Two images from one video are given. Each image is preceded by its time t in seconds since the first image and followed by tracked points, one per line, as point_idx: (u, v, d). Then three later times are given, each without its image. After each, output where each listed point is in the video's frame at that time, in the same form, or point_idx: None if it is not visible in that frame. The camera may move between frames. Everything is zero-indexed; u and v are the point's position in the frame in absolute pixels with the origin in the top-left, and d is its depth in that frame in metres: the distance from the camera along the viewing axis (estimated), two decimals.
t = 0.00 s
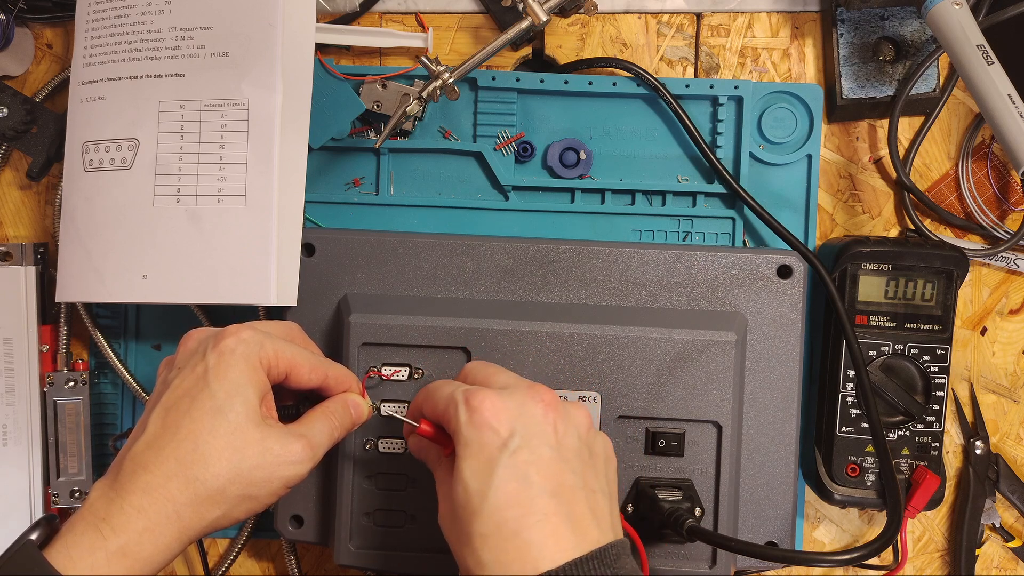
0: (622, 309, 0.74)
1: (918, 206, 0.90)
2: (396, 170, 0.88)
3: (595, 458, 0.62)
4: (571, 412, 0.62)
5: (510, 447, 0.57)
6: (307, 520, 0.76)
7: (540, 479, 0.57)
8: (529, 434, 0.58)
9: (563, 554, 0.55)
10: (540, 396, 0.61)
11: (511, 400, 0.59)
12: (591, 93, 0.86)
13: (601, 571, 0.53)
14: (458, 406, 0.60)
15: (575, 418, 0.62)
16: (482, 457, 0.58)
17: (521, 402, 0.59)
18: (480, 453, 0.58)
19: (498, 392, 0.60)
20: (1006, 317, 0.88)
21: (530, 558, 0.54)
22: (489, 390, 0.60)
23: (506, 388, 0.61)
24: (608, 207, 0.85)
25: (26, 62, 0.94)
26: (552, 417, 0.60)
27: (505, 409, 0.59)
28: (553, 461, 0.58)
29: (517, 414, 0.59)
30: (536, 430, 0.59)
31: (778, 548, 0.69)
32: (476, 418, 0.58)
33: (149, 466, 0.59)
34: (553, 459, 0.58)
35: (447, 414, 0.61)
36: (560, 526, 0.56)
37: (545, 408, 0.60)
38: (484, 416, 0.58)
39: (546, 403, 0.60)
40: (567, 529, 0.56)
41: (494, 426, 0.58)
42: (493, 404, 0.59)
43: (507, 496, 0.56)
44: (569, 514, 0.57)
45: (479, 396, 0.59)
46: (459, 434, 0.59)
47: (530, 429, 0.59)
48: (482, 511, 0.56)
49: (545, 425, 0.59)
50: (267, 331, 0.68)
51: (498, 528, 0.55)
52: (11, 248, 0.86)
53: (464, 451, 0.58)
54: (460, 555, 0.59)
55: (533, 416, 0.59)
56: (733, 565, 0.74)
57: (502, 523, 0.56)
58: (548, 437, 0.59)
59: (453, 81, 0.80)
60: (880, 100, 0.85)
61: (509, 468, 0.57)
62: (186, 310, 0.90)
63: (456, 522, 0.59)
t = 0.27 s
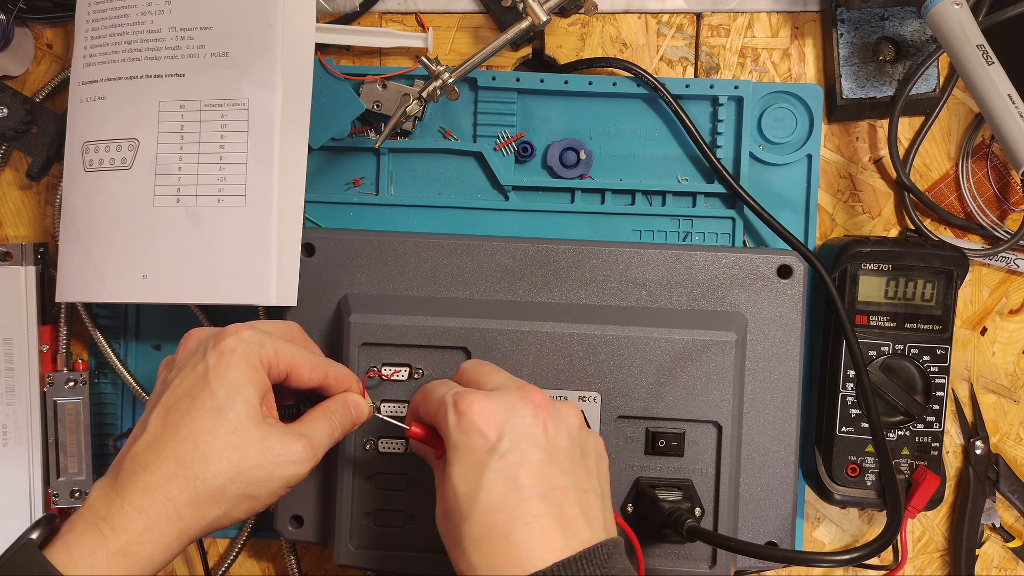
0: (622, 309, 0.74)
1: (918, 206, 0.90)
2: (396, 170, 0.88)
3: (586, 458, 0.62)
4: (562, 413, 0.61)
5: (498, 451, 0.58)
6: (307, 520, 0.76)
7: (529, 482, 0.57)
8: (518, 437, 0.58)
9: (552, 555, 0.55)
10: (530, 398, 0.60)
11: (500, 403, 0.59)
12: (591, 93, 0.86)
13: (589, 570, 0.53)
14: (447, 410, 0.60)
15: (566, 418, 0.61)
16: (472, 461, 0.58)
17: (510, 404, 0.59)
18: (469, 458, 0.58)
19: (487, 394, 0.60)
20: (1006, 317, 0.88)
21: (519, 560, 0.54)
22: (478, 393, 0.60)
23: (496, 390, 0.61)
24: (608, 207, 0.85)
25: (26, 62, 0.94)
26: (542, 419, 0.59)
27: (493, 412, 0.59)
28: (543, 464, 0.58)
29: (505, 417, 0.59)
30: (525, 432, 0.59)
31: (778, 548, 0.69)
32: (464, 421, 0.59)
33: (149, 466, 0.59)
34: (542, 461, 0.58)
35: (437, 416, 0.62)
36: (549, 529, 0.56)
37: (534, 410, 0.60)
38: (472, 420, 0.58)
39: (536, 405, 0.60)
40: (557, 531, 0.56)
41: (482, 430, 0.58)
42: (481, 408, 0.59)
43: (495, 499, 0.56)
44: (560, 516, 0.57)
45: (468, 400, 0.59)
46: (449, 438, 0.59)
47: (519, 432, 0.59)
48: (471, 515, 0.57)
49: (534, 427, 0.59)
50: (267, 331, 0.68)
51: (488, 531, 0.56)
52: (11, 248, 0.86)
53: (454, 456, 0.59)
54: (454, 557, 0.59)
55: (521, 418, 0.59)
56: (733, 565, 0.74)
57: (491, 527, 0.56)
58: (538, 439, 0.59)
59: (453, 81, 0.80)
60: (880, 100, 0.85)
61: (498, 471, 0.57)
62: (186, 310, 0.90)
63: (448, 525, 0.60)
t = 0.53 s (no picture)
0: (622, 309, 0.74)
1: (918, 206, 0.90)
2: (396, 170, 0.88)
3: (554, 455, 0.61)
4: (523, 411, 0.60)
5: (453, 458, 0.58)
6: (307, 520, 0.76)
7: (487, 486, 0.56)
8: (472, 443, 0.58)
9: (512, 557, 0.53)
10: (486, 401, 0.60)
11: (453, 410, 0.59)
12: (590, 93, 0.86)
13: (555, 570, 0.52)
14: (408, 420, 0.61)
15: (527, 416, 0.60)
16: (431, 470, 0.58)
17: (464, 410, 0.59)
18: (428, 468, 0.59)
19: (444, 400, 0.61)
20: (1006, 318, 0.88)
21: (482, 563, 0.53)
22: (434, 400, 0.60)
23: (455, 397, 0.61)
24: (608, 207, 0.85)
25: (26, 62, 0.94)
26: (498, 421, 0.59)
27: (446, 419, 0.59)
28: (501, 466, 0.57)
29: (459, 423, 0.59)
30: (479, 437, 0.58)
31: (778, 548, 0.69)
32: (420, 431, 0.59)
33: (149, 465, 0.59)
34: (500, 464, 0.57)
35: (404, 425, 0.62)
36: (509, 531, 0.54)
37: (489, 414, 0.59)
38: (426, 429, 0.59)
39: (491, 409, 0.60)
40: (518, 532, 0.54)
41: (437, 438, 0.59)
42: (436, 415, 0.59)
43: (453, 506, 0.56)
44: (519, 517, 0.55)
45: (421, 408, 0.60)
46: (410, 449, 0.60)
47: (475, 438, 0.58)
48: (435, 523, 0.57)
49: (490, 432, 0.58)
50: (267, 331, 0.68)
51: (450, 538, 0.56)
52: (11, 248, 0.86)
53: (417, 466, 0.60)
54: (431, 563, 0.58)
55: (476, 424, 0.59)
56: (733, 565, 0.74)
57: (452, 534, 0.56)
58: (495, 444, 0.58)
59: (453, 81, 0.80)
60: (880, 100, 0.85)
61: (455, 479, 0.57)
62: (186, 310, 0.90)
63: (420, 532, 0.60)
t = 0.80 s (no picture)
0: (622, 309, 0.74)
1: (918, 206, 0.90)
2: (396, 170, 0.88)
3: (572, 456, 0.61)
4: (548, 413, 0.60)
5: (481, 458, 0.56)
6: (307, 520, 0.76)
7: (513, 488, 0.56)
8: (501, 443, 0.57)
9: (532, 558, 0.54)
10: (516, 401, 0.59)
11: (484, 407, 0.58)
12: (590, 93, 0.86)
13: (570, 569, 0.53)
14: (434, 413, 0.59)
15: (551, 418, 0.60)
16: (454, 469, 0.57)
17: (495, 408, 0.58)
18: (452, 465, 0.57)
19: (473, 396, 0.59)
20: (1006, 317, 0.88)
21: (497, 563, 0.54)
22: (463, 396, 0.59)
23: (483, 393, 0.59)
24: (608, 207, 0.85)
25: (26, 62, 0.94)
26: (527, 422, 0.58)
27: (477, 417, 0.57)
28: (528, 468, 0.57)
29: (490, 422, 0.57)
30: (509, 437, 0.57)
31: (778, 548, 0.69)
32: (448, 427, 0.57)
33: (149, 465, 0.59)
34: (527, 466, 0.57)
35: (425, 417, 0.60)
36: (531, 533, 0.55)
37: (519, 414, 0.58)
38: (455, 426, 0.57)
39: (521, 409, 0.59)
40: (539, 535, 0.55)
41: (466, 436, 0.57)
42: (466, 413, 0.57)
43: (476, 505, 0.56)
44: (541, 520, 0.55)
45: (452, 404, 0.58)
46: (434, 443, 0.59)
47: (503, 438, 0.57)
48: (454, 521, 0.57)
49: (519, 433, 0.58)
50: (267, 331, 0.68)
51: (468, 536, 0.56)
52: (11, 248, 0.86)
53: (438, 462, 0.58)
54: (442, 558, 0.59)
55: (506, 424, 0.57)
56: (733, 565, 0.74)
57: (471, 532, 0.56)
58: (522, 445, 0.57)
59: (453, 81, 0.80)
60: (880, 100, 0.85)
61: (481, 479, 0.56)
62: (186, 310, 0.90)
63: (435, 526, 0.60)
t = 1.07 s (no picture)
0: (622, 309, 0.74)
1: (918, 206, 0.90)
2: (396, 170, 0.88)
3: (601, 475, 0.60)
4: (579, 430, 0.59)
5: (512, 474, 0.55)
6: (307, 520, 0.76)
7: (543, 507, 0.55)
8: (534, 460, 0.56)
9: None
10: (550, 417, 0.58)
11: (518, 421, 0.56)
12: (591, 93, 0.86)
13: None
14: (465, 421, 0.57)
15: (582, 434, 0.59)
16: (482, 482, 0.56)
17: (529, 423, 0.57)
18: (480, 479, 0.56)
19: (507, 407, 0.57)
20: (1006, 317, 0.88)
21: None
22: (497, 408, 0.57)
23: (515, 403, 0.58)
24: (608, 207, 0.85)
25: (26, 62, 0.94)
26: (560, 440, 0.57)
27: (510, 431, 0.56)
28: (558, 487, 0.56)
29: (523, 437, 0.56)
30: (542, 454, 0.56)
31: (778, 548, 0.69)
32: (479, 440, 0.56)
33: (149, 465, 0.59)
34: (557, 485, 0.56)
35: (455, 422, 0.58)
36: (558, 555, 0.54)
37: (553, 431, 0.57)
38: (488, 439, 0.56)
39: (554, 425, 0.57)
40: (565, 557, 0.54)
41: (497, 450, 0.56)
42: (500, 426, 0.56)
43: (504, 523, 0.54)
44: (568, 542, 0.55)
45: (487, 415, 0.56)
46: (462, 452, 0.57)
47: (535, 454, 0.56)
48: (478, 536, 0.55)
49: (551, 449, 0.56)
50: (267, 331, 0.68)
51: (492, 553, 0.54)
52: (11, 248, 0.86)
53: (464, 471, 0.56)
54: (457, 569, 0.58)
55: (538, 439, 0.56)
56: (732, 564, 0.74)
57: (496, 550, 0.54)
58: (553, 461, 0.56)
59: (453, 81, 0.80)
60: (880, 100, 0.85)
61: (509, 495, 0.55)
62: (186, 309, 0.90)
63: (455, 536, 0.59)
